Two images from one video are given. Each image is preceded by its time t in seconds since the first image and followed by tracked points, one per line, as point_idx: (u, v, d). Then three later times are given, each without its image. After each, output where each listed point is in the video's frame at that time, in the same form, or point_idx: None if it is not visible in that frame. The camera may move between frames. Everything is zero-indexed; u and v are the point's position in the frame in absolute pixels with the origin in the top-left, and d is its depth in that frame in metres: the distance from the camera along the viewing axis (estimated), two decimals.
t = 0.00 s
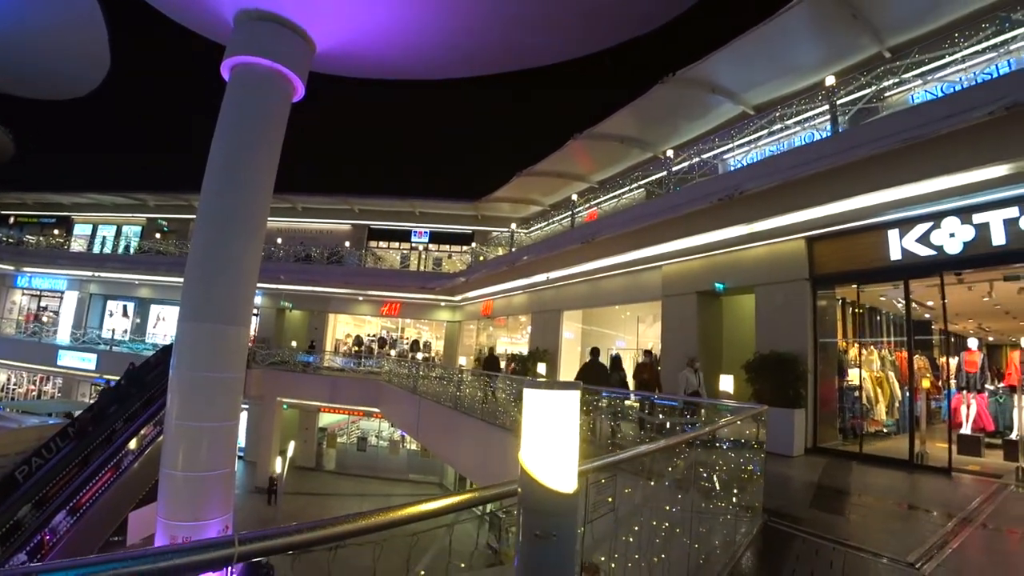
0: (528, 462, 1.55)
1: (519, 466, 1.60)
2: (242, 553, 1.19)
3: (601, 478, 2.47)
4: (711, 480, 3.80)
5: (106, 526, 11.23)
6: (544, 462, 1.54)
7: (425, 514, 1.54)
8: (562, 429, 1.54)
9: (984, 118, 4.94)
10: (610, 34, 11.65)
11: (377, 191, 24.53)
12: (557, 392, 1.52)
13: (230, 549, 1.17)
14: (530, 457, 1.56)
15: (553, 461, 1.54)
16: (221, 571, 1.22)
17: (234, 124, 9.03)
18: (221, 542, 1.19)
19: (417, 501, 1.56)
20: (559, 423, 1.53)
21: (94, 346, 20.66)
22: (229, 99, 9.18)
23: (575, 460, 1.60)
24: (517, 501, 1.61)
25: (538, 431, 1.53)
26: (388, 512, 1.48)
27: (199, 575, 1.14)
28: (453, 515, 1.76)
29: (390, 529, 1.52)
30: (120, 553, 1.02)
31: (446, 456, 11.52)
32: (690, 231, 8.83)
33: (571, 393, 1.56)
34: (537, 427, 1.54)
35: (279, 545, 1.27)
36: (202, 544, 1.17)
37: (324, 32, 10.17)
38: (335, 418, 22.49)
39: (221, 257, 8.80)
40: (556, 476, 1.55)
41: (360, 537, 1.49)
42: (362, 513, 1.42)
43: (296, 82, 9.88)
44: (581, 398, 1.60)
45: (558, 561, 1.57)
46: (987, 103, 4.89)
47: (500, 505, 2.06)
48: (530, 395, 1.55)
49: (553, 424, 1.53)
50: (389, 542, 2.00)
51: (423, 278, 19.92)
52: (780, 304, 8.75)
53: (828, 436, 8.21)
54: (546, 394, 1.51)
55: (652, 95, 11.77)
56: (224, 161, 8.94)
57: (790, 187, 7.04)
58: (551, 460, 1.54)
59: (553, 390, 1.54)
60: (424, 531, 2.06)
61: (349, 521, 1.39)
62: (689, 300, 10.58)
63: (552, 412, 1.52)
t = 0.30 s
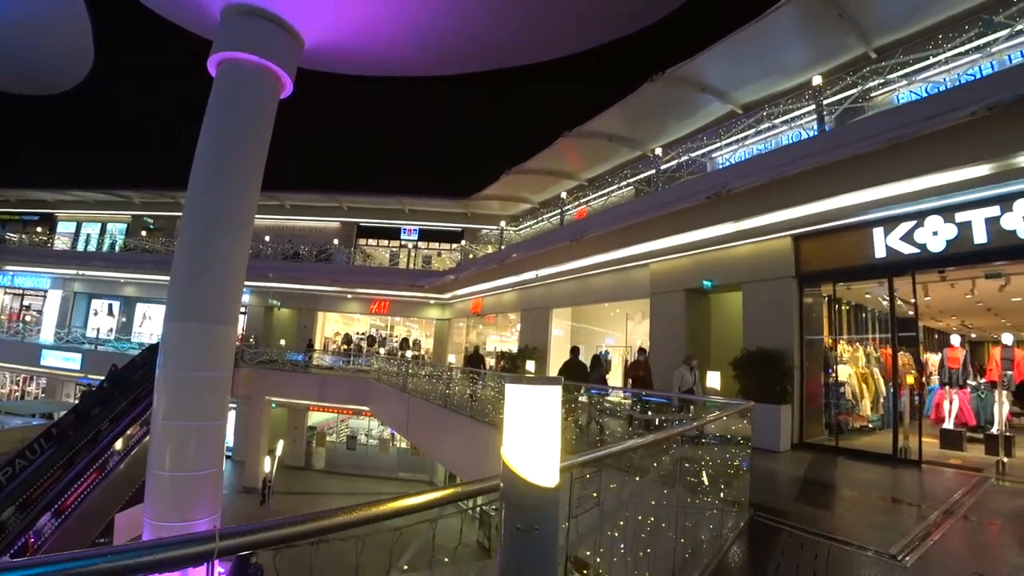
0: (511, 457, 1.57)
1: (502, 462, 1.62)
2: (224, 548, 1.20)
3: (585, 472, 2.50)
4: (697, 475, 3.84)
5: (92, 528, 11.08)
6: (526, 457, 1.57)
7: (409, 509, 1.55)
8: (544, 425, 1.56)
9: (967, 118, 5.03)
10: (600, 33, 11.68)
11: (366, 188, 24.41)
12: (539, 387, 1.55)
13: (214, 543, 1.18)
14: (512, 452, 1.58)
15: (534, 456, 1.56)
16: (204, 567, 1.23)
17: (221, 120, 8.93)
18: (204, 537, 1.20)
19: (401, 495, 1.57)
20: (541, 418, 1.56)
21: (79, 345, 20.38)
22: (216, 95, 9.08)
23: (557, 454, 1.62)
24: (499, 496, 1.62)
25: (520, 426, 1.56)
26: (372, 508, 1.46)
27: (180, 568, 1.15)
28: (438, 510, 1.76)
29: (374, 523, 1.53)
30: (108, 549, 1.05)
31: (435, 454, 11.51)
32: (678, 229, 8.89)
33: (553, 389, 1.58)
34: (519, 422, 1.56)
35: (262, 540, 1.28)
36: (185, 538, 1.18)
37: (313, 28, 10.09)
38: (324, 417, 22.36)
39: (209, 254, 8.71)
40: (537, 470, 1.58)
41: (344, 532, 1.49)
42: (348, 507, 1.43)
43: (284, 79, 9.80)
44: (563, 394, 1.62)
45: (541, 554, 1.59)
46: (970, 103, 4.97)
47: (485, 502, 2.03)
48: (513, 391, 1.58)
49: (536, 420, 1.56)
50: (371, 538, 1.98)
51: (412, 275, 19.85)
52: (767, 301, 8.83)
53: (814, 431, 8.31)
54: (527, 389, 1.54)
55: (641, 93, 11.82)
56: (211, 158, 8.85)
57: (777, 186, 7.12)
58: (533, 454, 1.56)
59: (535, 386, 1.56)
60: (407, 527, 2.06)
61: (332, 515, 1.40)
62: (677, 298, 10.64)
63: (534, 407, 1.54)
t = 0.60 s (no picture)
0: (495, 452, 1.57)
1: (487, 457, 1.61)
2: (206, 546, 1.19)
3: (570, 467, 2.52)
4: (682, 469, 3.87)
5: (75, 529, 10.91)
6: (509, 453, 1.57)
7: (394, 504, 1.54)
8: (527, 419, 1.57)
9: (946, 117, 5.13)
10: (587, 30, 11.67)
11: (352, 185, 24.23)
12: (522, 383, 1.56)
13: (198, 541, 1.17)
14: (496, 447, 1.58)
15: (518, 450, 1.57)
16: (186, 565, 1.21)
17: (204, 115, 8.81)
18: (186, 535, 1.18)
19: (387, 491, 1.55)
20: (525, 413, 1.56)
21: (59, 344, 20.02)
22: (198, 90, 8.94)
23: (541, 448, 1.63)
24: (483, 491, 1.63)
25: (505, 421, 1.56)
26: (359, 503, 1.45)
27: (161, 567, 1.14)
28: (422, 505, 1.76)
29: (361, 518, 1.52)
30: (85, 548, 1.03)
31: (422, 451, 11.52)
32: (663, 226, 8.97)
33: (537, 384, 1.59)
34: (503, 417, 1.56)
35: (244, 538, 1.26)
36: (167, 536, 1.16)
37: (297, 22, 9.96)
38: (310, 415, 22.21)
39: (192, 251, 8.59)
40: (521, 465, 1.58)
41: (328, 527, 1.48)
42: (331, 503, 1.42)
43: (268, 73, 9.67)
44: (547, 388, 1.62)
45: (525, 546, 1.60)
46: (950, 102, 5.07)
47: (471, 497, 2.03)
48: (497, 386, 1.58)
49: (518, 415, 1.56)
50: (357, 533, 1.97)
51: (399, 272, 19.79)
52: (750, 297, 8.94)
53: (797, 425, 8.43)
54: (512, 384, 1.55)
55: (628, 90, 11.86)
56: (194, 153, 8.72)
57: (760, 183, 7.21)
58: (516, 449, 1.57)
59: (519, 381, 1.57)
60: (392, 523, 2.05)
61: (317, 511, 1.39)
62: (663, 293, 10.73)
63: (517, 402, 1.55)
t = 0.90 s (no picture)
0: (479, 451, 1.57)
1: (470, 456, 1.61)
2: (188, 548, 1.17)
3: (553, 464, 2.55)
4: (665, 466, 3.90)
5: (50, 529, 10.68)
6: (493, 450, 1.57)
7: (378, 503, 1.52)
8: (511, 417, 1.57)
9: (924, 122, 5.24)
10: (575, 27, 11.66)
11: (336, 179, 23.99)
12: (506, 380, 1.56)
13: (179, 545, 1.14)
14: (480, 445, 1.58)
15: (502, 448, 1.57)
16: (165, 567, 1.18)
17: (185, 107, 8.65)
18: (166, 539, 1.15)
19: (369, 489, 1.53)
20: (509, 411, 1.56)
21: (34, 339, 19.55)
22: (179, 81, 8.79)
23: (525, 446, 1.63)
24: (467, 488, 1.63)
25: (488, 420, 1.56)
26: (341, 502, 1.44)
27: (140, 570, 1.12)
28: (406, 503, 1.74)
29: (344, 517, 1.50)
30: (57, 553, 1.00)
31: (406, 447, 11.51)
32: (648, 224, 9.02)
33: (520, 381, 1.59)
34: (488, 414, 1.56)
35: (225, 540, 1.24)
36: (146, 539, 1.13)
37: (282, 14, 9.81)
38: (293, 411, 21.73)
39: (172, 245, 8.43)
40: (505, 463, 1.59)
41: (312, 527, 1.46)
42: (314, 503, 1.40)
43: (252, 65, 9.51)
44: (530, 385, 1.62)
45: (509, 543, 1.60)
46: (928, 107, 5.18)
47: (456, 494, 2.03)
48: (480, 384, 1.58)
49: (502, 413, 1.56)
50: (340, 533, 1.95)
51: (383, 268, 19.68)
52: (733, 295, 9.04)
53: (777, 421, 8.55)
54: (496, 381, 1.55)
55: (615, 88, 11.89)
56: (175, 145, 8.56)
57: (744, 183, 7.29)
58: (500, 447, 1.57)
59: (503, 378, 1.57)
60: (375, 522, 2.04)
61: (301, 510, 1.37)
62: (647, 291, 10.81)
63: (501, 400, 1.55)
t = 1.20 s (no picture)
0: (463, 450, 1.57)
1: (453, 455, 1.61)
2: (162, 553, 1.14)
3: (535, 462, 2.54)
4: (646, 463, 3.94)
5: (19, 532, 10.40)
6: (477, 449, 1.57)
7: (359, 503, 1.51)
8: (494, 416, 1.57)
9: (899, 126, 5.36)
10: (559, 25, 11.66)
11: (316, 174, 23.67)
12: (489, 378, 1.55)
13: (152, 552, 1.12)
14: (464, 444, 1.58)
15: (486, 447, 1.57)
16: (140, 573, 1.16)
17: (160, 96, 8.45)
18: (140, 546, 1.12)
19: (352, 490, 1.52)
20: (492, 409, 1.56)
21: None
22: (155, 70, 8.58)
23: (508, 445, 1.63)
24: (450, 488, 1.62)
25: (472, 419, 1.56)
26: (321, 503, 1.43)
27: None
28: (389, 502, 1.73)
29: (326, 519, 1.48)
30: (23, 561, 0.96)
31: (385, 444, 11.48)
32: (629, 222, 9.08)
33: (504, 379, 1.59)
34: (472, 413, 1.56)
35: (200, 545, 1.21)
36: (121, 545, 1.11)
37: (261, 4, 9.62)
38: (271, 409, 21.58)
39: (145, 238, 8.23)
40: (489, 462, 1.59)
41: (294, 529, 1.45)
42: (294, 504, 1.38)
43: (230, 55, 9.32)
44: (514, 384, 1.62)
45: (492, 541, 1.60)
46: (903, 112, 5.30)
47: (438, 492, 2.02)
48: (463, 381, 1.57)
49: (486, 412, 1.56)
50: (319, 535, 1.92)
51: (363, 264, 19.55)
52: (712, 294, 9.15)
53: (753, 418, 8.70)
54: (479, 380, 1.55)
55: (598, 87, 11.92)
56: (149, 135, 8.36)
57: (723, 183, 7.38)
58: (484, 446, 1.57)
59: (487, 376, 1.57)
60: (356, 523, 2.02)
61: (281, 511, 1.36)
62: (627, 289, 10.89)
63: (485, 398, 1.55)
